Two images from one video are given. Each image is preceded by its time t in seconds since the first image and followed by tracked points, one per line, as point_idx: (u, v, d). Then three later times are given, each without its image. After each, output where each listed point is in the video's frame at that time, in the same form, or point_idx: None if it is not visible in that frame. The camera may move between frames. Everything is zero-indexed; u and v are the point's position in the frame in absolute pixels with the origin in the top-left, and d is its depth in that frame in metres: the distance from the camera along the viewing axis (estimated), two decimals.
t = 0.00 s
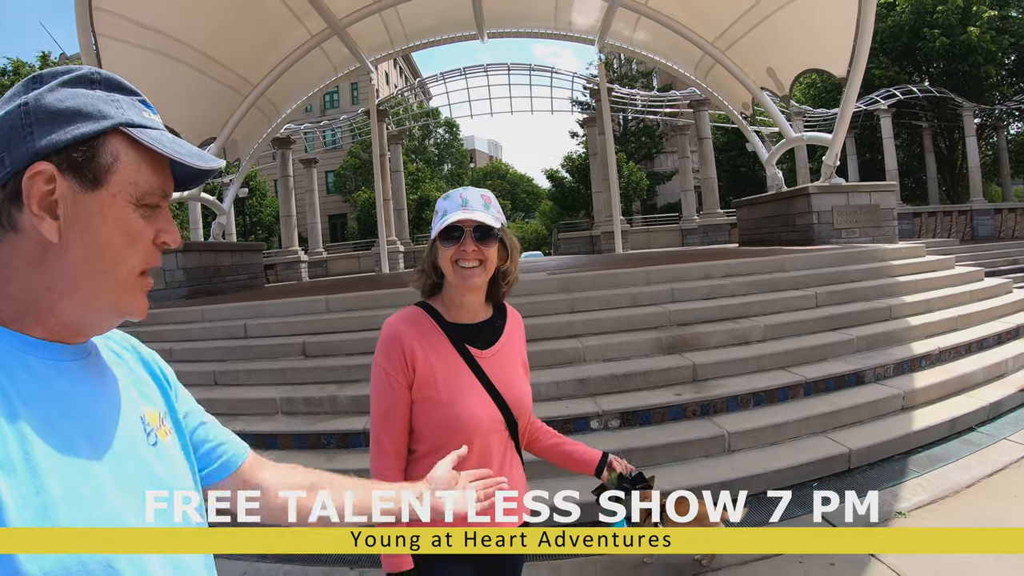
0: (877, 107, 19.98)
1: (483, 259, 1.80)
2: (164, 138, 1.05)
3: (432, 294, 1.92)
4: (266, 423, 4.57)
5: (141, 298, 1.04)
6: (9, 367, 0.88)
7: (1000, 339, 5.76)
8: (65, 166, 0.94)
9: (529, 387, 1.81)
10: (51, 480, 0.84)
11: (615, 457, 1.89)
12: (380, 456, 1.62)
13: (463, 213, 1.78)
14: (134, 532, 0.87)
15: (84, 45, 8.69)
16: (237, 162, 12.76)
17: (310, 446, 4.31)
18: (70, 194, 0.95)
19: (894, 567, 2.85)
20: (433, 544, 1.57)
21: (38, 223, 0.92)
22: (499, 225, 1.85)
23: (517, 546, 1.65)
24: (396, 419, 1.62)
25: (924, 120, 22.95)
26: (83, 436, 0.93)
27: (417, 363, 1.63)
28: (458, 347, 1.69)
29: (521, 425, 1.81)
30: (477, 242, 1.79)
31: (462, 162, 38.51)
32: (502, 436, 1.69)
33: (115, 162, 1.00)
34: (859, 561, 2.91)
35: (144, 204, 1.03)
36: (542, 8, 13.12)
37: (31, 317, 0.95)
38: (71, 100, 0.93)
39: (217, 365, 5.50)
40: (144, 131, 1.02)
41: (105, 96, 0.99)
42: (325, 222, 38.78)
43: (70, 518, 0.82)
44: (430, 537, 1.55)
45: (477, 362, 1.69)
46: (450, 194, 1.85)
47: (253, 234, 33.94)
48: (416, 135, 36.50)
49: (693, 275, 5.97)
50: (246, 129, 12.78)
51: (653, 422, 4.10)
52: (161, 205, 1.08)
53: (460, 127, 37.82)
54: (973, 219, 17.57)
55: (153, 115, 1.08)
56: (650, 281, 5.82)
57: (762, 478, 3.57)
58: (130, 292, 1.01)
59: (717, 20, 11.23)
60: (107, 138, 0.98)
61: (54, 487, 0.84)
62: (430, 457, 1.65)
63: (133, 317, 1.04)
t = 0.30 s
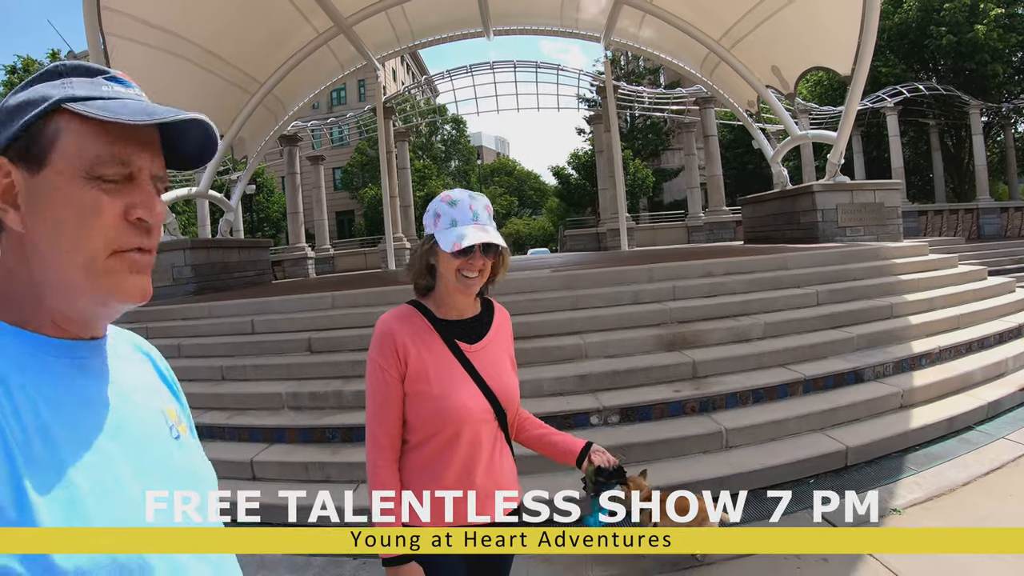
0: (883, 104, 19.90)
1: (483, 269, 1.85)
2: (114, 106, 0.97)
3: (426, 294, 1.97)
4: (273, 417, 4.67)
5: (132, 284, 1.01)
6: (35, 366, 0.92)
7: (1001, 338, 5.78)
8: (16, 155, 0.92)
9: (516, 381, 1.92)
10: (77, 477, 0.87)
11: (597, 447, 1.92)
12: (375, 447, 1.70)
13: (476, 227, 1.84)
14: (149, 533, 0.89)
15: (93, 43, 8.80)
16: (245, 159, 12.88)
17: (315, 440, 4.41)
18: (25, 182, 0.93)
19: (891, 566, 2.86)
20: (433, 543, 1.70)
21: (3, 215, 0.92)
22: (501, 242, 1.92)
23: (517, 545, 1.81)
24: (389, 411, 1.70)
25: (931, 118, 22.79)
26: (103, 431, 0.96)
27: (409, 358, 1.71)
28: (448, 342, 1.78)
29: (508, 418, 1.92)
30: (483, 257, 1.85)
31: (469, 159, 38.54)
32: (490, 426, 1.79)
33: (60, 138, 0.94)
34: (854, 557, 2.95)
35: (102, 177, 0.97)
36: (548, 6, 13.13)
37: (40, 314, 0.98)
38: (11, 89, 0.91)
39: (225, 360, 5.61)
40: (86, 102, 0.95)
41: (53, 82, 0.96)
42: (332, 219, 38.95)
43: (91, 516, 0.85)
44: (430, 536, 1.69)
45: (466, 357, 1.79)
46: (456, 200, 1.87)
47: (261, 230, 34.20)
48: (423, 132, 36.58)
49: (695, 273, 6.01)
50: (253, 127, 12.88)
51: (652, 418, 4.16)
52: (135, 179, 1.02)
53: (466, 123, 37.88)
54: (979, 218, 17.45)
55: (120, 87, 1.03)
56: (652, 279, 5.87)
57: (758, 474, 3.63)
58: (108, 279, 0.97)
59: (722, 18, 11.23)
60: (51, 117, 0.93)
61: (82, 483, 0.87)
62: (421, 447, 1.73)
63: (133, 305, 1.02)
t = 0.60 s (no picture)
0: (883, 108, 19.93)
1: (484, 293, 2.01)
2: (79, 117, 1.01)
3: (414, 309, 1.94)
4: (271, 416, 4.73)
5: (107, 297, 1.01)
6: (61, 381, 0.97)
7: (995, 344, 5.81)
8: None
9: (492, 380, 2.00)
10: (101, 482, 0.92)
11: (557, 451, 2.04)
12: (365, 453, 1.74)
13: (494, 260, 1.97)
14: (163, 531, 0.92)
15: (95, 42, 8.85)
16: (246, 159, 12.94)
17: (313, 438, 4.46)
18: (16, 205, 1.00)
19: (873, 567, 2.91)
20: (433, 543, 1.78)
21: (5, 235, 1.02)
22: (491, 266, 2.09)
23: (516, 545, 1.92)
24: (377, 418, 1.74)
25: (931, 123, 22.82)
26: (124, 439, 1.00)
27: (395, 365, 1.77)
28: (429, 349, 1.84)
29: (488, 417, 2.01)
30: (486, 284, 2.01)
31: (470, 159, 38.63)
32: (473, 426, 1.87)
33: (34, 159, 1.01)
34: (839, 559, 2.98)
35: (66, 188, 1.01)
36: (549, 8, 13.18)
37: (49, 327, 1.03)
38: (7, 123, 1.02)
39: (224, 359, 5.66)
40: (58, 118, 1.01)
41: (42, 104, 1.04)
42: (333, 217, 39.03)
43: (111, 519, 0.89)
44: (429, 537, 1.77)
45: (447, 361, 1.85)
46: (472, 229, 1.94)
47: (262, 228, 34.29)
48: (425, 132, 36.65)
49: (691, 276, 6.05)
50: (255, 126, 12.93)
51: (644, 420, 4.21)
52: (107, 189, 1.05)
53: (468, 123, 37.93)
54: (978, 223, 17.47)
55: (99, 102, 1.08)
56: (648, 282, 5.91)
57: (748, 477, 3.68)
58: (69, 286, 0.99)
59: (722, 21, 11.26)
60: (37, 141, 1.02)
61: (108, 490, 0.92)
62: (410, 450, 1.79)
63: (124, 318, 1.05)
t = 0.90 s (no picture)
0: (878, 111, 19.99)
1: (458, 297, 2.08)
2: (102, 144, 1.02)
3: (396, 316, 1.97)
4: (263, 413, 4.76)
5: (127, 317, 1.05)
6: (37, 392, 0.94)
7: (982, 348, 5.87)
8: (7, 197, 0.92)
9: (462, 378, 2.10)
10: (88, 492, 0.90)
11: (511, 452, 2.12)
12: (350, 459, 1.76)
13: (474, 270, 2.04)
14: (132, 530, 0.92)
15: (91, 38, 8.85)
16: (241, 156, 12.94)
17: (305, 436, 4.49)
18: (18, 223, 0.94)
19: (853, 567, 2.94)
20: (433, 543, 1.88)
21: None
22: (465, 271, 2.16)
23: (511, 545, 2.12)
24: (363, 423, 1.76)
25: (926, 126, 22.91)
26: (101, 456, 0.97)
27: (381, 369, 1.79)
28: (409, 351, 1.89)
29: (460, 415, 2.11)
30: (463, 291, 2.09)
31: (467, 157, 38.62)
32: (451, 424, 1.97)
33: (46, 182, 0.96)
34: (820, 560, 3.02)
35: (96, 213, 1.01)
36: (544, 9, 13.22)
37: (41, 347, 0.99)
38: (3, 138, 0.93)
39: (217, 356, 5.68)
40: (77, 142, 0.98)
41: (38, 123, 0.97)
42: (329, 214, 39.00)
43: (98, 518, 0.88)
44: (429, 537, 1.87)
45: (426, 363, 1.92)
46: (456, 239, 1.98)
47: (257, 224, 34.21)
48: (422, 129, 36.64)
49: (682, 278, 6.10)
50: (251, 123, 12.92)
51: (632, 420, 4.25)
52: (126, 215, 1.07)
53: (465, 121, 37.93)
54: (970, 226, 17.56)
55: (99, 126, 1.06)
56: (639, 283, 5.95)
57: (733, 478, 3.72)
58: (96, 303, 1.00)
59: (717, 23, 11.31)
60: (46, 160, 0.96)
61: (94, 501, 0.90)
62: (392, 453, 1.85)
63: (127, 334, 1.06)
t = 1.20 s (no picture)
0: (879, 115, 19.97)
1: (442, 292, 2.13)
2: (129, 144, 1.16)
3: (384, 312, 1.98)
4: (259, 409, 4.77)
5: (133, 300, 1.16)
6: (17, 381, 0.94)
7: (979, 352, 5.87)
8: (60, 190, 1.01)
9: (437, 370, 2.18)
10: (71, 485, 0.90)
11: (488, 442, 2.16)
12: (351, 457, 1.73)
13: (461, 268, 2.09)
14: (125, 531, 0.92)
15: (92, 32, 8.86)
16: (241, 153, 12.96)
17: (300, 431, 4.51)
18: (67, 213, 1.01)
19: (844, 568, 2.94)
20: (433, 543, 1.95)
21: (42, 244, 0.98)
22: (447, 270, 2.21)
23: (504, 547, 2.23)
24: (363, 420, 1.75)
25: (927, 130, 22.91)
26: (91, 445, 0.98)
27: (377, 364, 1.81)
28: (397, 345, 1.93)
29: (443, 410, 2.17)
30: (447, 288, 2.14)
31: (468, 156, 38.64)
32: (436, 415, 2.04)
33: (97, 179, 1.08)
34: (810, 561, 3.02)
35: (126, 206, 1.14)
36: (546, 10, 13.25)
37: (50, 329, 1.03)
38: (46, 128, 0.98)
39: (214, 352, 5.70)
40: (115, 141, 1.12)
41: (74, 114, 1.06)
42: (329, 212, 39.00)
43: (83, 517, 0.88)
44: (429, 537, 1.94)
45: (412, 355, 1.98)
46: (447, 237, 2.03)
47: (257, 221, 34.27)
48: (423, 128, 36.65)
49: (679, 279, 6.11)
50: (252, 120, 12.93)
51: (626, 420, 4.27)
52: (135, 210, 1.18)
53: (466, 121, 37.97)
54: (970, 231, 17.56)
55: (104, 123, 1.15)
56: (636, 284, 5.96)
57: (725, 478, 3.73)
58: (124, 289, 1.11)
59: (719, 25, 11.34)
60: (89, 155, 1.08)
61: (75, 491, 0.90)
62: (388, 448, 1.86)
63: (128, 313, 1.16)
